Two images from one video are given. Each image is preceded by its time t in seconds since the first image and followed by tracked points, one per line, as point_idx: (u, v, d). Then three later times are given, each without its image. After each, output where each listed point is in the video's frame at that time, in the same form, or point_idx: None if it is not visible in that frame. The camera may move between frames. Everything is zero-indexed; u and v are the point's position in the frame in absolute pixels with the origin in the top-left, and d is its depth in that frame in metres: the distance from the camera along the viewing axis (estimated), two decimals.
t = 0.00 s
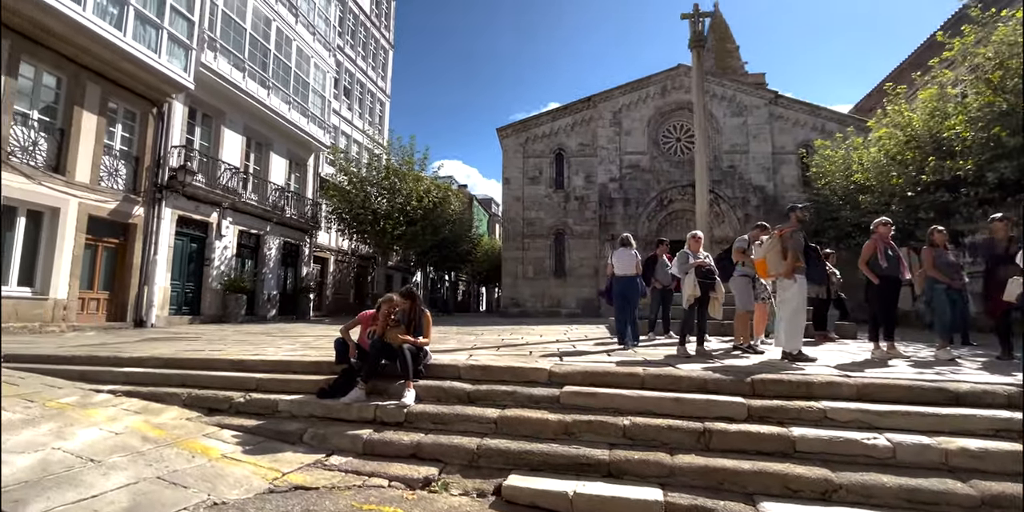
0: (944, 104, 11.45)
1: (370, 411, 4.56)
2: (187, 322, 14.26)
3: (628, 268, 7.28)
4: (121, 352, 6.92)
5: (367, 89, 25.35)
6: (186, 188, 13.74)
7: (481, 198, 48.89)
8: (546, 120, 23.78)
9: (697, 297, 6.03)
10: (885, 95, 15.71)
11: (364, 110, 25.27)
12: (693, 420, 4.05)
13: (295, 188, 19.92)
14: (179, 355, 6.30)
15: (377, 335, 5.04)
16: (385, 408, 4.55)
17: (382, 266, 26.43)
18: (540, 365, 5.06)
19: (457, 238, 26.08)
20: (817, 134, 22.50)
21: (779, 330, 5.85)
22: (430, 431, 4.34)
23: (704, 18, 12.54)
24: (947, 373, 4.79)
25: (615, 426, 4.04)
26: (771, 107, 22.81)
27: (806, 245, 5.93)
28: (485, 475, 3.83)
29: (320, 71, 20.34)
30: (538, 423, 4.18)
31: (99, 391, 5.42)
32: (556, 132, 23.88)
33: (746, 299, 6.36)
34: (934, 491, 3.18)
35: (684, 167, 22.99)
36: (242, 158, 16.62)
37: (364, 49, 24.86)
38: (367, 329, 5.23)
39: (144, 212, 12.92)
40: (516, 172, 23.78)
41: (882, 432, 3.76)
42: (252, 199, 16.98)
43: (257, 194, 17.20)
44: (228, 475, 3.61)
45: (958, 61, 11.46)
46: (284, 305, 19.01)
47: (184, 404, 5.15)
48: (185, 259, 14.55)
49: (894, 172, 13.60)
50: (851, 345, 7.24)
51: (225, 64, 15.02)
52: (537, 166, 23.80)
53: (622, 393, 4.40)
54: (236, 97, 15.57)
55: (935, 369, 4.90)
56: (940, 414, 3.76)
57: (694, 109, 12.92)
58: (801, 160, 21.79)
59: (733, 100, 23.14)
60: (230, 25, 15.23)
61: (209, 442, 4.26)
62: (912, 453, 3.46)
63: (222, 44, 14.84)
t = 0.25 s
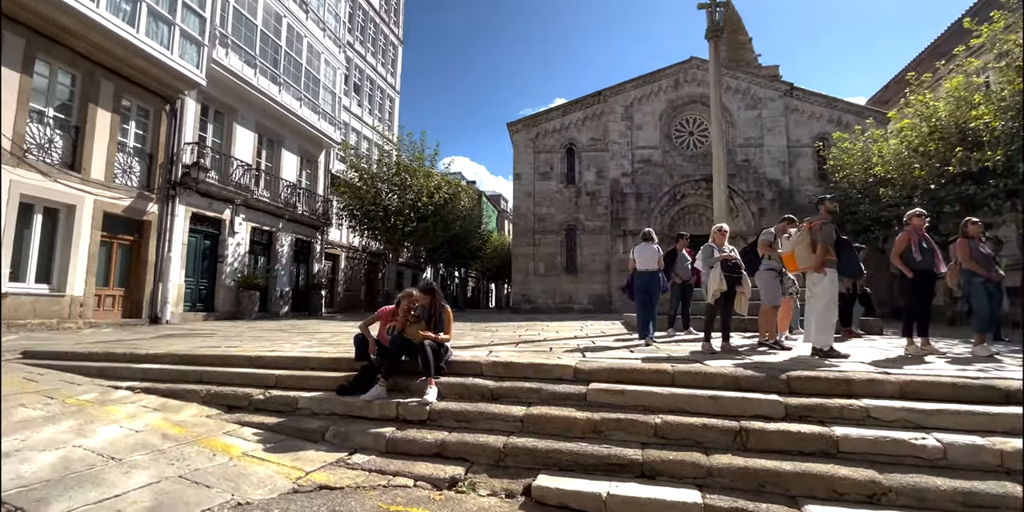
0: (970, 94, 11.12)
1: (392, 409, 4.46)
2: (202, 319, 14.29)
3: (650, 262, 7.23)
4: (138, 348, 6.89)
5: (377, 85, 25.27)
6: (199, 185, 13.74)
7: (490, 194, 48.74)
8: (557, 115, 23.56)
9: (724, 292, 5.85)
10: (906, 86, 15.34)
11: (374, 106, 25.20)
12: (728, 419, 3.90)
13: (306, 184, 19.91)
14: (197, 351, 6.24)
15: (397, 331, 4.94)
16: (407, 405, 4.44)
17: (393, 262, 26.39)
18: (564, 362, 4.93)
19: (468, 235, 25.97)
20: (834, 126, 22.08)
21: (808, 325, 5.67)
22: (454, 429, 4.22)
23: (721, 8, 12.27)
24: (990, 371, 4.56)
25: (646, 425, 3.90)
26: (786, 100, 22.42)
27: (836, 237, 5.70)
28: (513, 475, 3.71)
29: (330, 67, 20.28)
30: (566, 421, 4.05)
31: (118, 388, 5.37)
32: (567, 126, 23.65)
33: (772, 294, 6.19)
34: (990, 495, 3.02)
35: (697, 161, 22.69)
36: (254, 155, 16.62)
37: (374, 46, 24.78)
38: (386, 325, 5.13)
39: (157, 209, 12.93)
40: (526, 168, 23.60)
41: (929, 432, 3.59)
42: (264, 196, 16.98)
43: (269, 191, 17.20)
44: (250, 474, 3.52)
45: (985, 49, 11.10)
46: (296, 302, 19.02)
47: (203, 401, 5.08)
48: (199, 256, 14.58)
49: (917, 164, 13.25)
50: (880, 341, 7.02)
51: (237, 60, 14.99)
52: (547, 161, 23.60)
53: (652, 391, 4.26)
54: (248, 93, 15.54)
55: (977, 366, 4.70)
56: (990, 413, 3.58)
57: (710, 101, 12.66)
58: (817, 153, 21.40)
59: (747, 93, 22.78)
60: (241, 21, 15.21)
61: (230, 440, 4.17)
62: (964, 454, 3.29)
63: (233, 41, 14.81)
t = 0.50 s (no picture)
0: None
1: (441, 411, 4.36)
2: (245, 318, 14.66)
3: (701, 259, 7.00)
4: (189, 347, 7.04)
5: (409, 85, 25.44)
6: (241, 187, 14.08)
7: (520, 192, 48.61)
8: (590, 109, 23.18)
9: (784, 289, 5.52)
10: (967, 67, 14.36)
11: (407, 106, 25.39)
12: (801, 426, 3.64)
13: (342, 185, 20.20)
14: (245, 351, 6.32)
15: (444, 331, 4.84)
16: (457, 408, 4.33)
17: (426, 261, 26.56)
18: (616, 363, 4.73)
19: (500, 232, 25.89)
20: (884, 113, 20.95)
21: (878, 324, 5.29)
22: (506, 433, 4.09)
23: None
24: None
25: (711, 431, 3.67)
26: (832, 86, 21.41)
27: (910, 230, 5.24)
28: (571, 482, 3.55)
29: (364, 69, 20.49)
30: (624, 426, 3.86)
31: (172, 387, 5.47)
32: (600, 121, 23.23)
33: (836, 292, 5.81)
34: None
35: (737, 153, 21.93)
36: (292, 157, 16.94)
37: (405, 46, 24.95)
38: (432, 325, 5.04)
39: (203, 211, 13.29)
40: (559, 164, 23.31)
41: None
42: (302, 197, 17.31)
43: (307, 192, 17.52)
44: (304, 478, 3.48)
45: None
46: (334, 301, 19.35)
47: (253, 401, 5.11)
48: (242, 257, 14.96)
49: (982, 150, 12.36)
50: (955, 340, 6.52)
51: (275, 64, 15.28)
52: (580, 156, 23.25)
53: (715, 395, 4.02)
54: (286, 97, 15.83)
55: None
56: None
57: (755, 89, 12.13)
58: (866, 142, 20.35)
59: (790, 81, 21.86)
60: (279, 26, 15.49)
61: (281, 441, 4.16)
62: None
63: (272, 46, 15.10)
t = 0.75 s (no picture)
0: None
1: (504, 415, 4.25)
2: (302, 320, 15.15)
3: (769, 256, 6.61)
4: (253, 349, 7.27)
5: (453, 89, 25.67)
6: (297, 194, 14.61)
7: (563, 191, 48.20)
8: (636, 105, 22.60)
9: (868, 287, 5.09)
10: None
11: (451, 109, 25.63)
12: (904, 439, 3.30)
13: (390, 189, 20.57)
14: (306, 352, 6.45)
15: (504, 333, 4.73)
16: (520, 412, 4.21)
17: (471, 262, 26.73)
18: (686, 366, 4.47)
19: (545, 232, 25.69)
20: (961, 95, 19.32)
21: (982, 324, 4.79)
22: (573, 439, 3.93)
23: None
24: None
25: (800, 442, 3.38)
26: (900, 69, 19.96)
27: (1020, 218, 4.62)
28: (646, 493, 3.36)
29: (410, 74, 20.82)
30: (701, 434, 3.62)
31: (239, 387, 5.63)
32: (647, 116, 22.63)
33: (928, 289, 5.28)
34: None
35: (795, 144, 20.82)
36: (343, 163, 17.40)
37: (449, 50, 25.21)
38: (491, 326, 4.94)
39: (262, 218, 13.85)
40: (605, 161, 22.86)
41: None
42: (353, 202, 17.75)
43: (357, 197, 17.96)
44: (372, 482, 3.45)
45: None
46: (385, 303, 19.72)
47: (317, 402, 5.18)
48: (298, 260, 15.48)
49: None
50: None
51: (326, 73, 15.75)
52: (627, 153, 22.71)
53: (801, 402, 3.70)
54: (336, 104, 16.29)
55: None
56: None
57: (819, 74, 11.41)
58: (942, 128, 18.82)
59: (852, 66, 20.54)
60: (329, 36, 15.96)
61: (346, 444, 4.17)
62: None
63: (323, 55, 15.57)
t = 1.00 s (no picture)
0: None
1: (600, 424, 4.04)
2: (381, 325, 15.70)
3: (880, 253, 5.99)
4: (342, 353, 7.54)
5: (517, 93, 25.78)
6: (374, 203, 15.21)
7: (630, 191, 47.00)
8: (709, 97, 21.54)
9: (1020, 284, 4.37)
10: None
11: (515, 114, 25.74)
12: None
13: (460, 195, 20.92)
14: (393, 356, 6.57)
15: (594, 339, 4.53)
16: (617, 420, 4.00)
17: (539, 265, 26.63)
18: (801, 374, 4.05)
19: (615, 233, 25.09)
20: None
21: None
22: (679, 452, 3.66)
23: None
24: None
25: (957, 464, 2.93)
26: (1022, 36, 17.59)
27: None
28: None
29: (476, 82, 21.11)
30: (831, 451, 3.24)
31: (333, 390, 5.83)
32: (721, 108, 21.49)
33: None
34: None
35: (893, 128, 18.92)
36: (415, 172, 17.91)
37: (512, 55, 25.36)
38: (579, 330, 4.66)
39: (343, 227, 14.53)
40: (676, 157, 21.96)
41: None
42: (425, 209, 18.22)
43: (429, 205, 18.41)
44: (472, 490, 3.38)
45: None
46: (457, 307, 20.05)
47: (407, 406, 5.24)
48: (376, 267, 16.09)
49: None
50: None
51: (398, 86, 16.30)
52: (700, 147, 21.68)
53: (951, 417, 3.22)
54: (408, 116, 16.82)
55: None
56: None
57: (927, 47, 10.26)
58: None
59: (961, 36, 18.38)
60: (400, 50, 16.53)
61: (441, 449, 4.15)
62: None
63: (394, 69, 16.15)
